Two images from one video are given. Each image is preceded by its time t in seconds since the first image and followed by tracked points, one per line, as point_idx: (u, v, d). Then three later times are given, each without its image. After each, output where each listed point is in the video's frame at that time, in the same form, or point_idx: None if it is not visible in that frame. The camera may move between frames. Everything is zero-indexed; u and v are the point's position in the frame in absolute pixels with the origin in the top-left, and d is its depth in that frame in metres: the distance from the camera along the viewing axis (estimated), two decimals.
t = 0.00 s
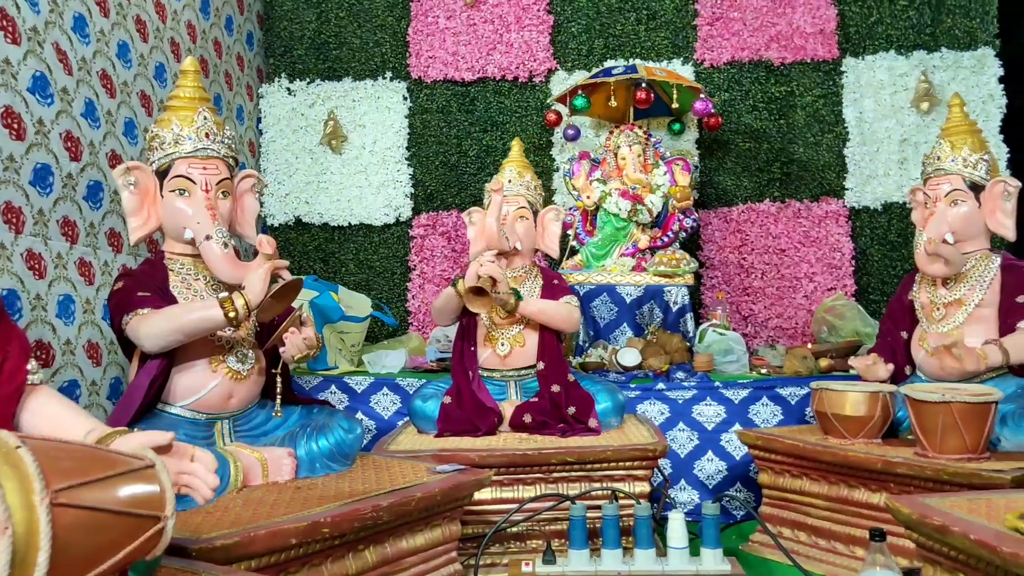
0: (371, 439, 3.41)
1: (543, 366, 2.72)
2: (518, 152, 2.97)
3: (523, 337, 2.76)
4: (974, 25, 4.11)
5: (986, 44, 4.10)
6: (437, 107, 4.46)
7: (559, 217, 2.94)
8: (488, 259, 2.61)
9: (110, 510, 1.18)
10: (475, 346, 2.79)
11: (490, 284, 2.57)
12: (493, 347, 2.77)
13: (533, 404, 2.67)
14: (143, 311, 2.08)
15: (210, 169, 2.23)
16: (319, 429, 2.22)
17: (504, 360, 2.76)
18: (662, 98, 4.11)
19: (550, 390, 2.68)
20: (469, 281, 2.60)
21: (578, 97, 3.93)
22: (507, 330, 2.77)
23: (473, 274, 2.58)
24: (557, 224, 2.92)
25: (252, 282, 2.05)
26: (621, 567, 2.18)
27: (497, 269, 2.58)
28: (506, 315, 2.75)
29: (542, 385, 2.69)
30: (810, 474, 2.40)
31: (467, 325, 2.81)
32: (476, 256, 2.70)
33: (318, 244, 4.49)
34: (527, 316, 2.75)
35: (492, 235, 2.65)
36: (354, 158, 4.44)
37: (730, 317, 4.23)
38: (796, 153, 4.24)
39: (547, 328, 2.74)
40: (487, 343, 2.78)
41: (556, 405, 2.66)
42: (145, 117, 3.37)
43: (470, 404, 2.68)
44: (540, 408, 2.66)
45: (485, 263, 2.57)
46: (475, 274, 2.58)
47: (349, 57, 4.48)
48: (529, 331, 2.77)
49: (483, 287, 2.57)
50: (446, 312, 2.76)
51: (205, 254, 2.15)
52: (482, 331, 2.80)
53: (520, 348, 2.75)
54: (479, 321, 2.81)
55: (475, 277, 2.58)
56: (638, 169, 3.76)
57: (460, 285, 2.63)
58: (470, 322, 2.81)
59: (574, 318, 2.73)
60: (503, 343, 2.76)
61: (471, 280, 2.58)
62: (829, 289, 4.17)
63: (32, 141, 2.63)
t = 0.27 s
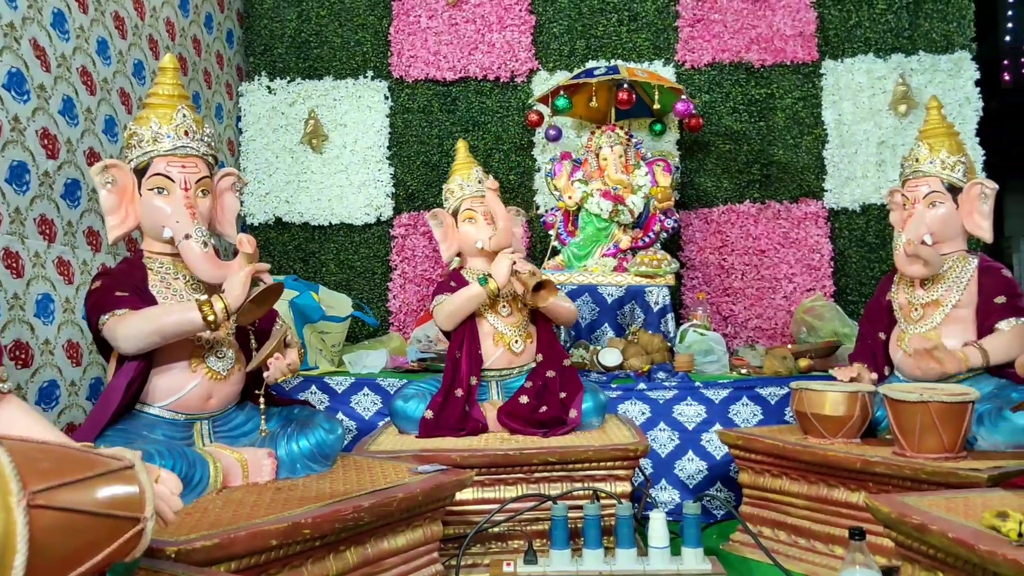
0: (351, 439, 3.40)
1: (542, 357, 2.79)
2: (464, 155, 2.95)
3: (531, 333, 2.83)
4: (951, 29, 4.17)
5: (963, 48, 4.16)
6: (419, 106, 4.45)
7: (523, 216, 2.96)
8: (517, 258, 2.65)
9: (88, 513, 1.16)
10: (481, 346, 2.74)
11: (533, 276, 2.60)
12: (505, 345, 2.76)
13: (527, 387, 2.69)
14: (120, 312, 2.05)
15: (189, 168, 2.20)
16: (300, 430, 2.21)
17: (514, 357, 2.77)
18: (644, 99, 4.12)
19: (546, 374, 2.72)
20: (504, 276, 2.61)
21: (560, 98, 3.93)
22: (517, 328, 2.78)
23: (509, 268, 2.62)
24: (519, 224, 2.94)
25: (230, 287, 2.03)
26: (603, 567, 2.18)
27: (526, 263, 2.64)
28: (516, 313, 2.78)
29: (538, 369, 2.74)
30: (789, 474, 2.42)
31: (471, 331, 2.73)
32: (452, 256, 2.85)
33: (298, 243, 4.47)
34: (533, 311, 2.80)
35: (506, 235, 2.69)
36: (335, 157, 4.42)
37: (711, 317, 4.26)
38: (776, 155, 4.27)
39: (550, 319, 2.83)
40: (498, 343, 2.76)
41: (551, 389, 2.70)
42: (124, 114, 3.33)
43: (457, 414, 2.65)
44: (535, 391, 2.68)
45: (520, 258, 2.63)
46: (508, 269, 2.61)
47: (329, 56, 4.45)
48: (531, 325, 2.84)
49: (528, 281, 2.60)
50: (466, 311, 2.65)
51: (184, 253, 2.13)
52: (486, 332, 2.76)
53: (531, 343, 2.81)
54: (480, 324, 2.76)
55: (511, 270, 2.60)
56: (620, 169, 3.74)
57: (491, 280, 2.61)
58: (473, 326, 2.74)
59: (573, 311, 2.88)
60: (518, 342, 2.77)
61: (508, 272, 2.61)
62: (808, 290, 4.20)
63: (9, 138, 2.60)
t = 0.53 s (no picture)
0: (331, 439, 3.38)
1: (510, 364, 2.74)
2: (472, 151, 2.96)
3: (492, 337, 2.75)
4: (927, 32, 4.22)
5: (938, 50, 4.21)
6: (399, 105, 4.43)
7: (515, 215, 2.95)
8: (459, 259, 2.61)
9: (61, 514, 1.15)
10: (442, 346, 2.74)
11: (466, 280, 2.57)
12: (461, 347, 2.75)
13: (498, 401, 2.66)
14: (93, 315, 2.03)
15: (164, 165, 2.18)
16: (279, 430, 2.18)
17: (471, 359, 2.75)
18: (624, 99, 4.13)
19: (516, 387, 2.68)
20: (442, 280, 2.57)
21: (541, 97, 3.93)
22: (476, 330, 2.74)
23: (448, 272, 2.56)
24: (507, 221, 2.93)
25: (206, 299, 2.00)
26: (583, 566, 2.18)
27: (472, 268, 2.60)
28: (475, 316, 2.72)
29: (509, 381, 2.70)
30: (768, 473, 2.43)
31: (435, 325, 2.75)
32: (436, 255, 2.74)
33: (277, 242, 4.43)
34: (496, 317, 2.74)
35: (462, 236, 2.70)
36: (313, 156, 4.39)
37: (690, 317, 4.28)
38: (755, 156, 4.30)
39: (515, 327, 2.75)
40: (454, 344, 2.75)
41: (522, 402, 2.67)
42: (102, 111, 3.29)
43: (434, 409, 2.66)
44: (505, 406, 2.66)
45: (459, 262, 2.57)
46: (448, 273, 2.56)
47: (308, 54, 4.42)
48: (496, 332, 2.78)
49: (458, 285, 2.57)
50: (417, 311, 2.70)
51: (161, 251, 2.11)
52: (448, 331, 2.76)
53: (488, 348, 2.75)
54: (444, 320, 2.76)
55: (450, 276, 2.56)
56: (600, 169, 3.76)
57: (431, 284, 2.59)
58: (437, 322, 2.75)
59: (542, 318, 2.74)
60: (472, 344, 2.74)
61: (446, 278, 2.56)
62: (787, 290, 4.23)
63: None
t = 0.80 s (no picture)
0: (309, 440, 3.38)
1: (471, 372, 2.72)
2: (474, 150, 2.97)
3: (448, 342, 2.74)
4: (902, 36, 4.27)
5: (913, 54, 4.26)
6: (377, 105, 4.41)
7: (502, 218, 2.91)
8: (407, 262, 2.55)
9: (28, 518, 1.13)
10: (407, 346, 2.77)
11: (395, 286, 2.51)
12: (418, 347, 2.77)
13: (468, 412, 2.66)
14: (61, 321, 2.00)
15: (139, 164, 2.16)
16: (255, 431, 2.16)
17: (428, 361, 2.75)
18: (603, 100, 4.14)
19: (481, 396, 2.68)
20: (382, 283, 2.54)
21: (520, 98, 3.93)
22: (432, 332, 2.75)
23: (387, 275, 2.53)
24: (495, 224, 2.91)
25: (179, 312, 1.97)
26: (561, 567, 2.18)
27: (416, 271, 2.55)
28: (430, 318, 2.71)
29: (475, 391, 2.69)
30: (745, 472, 2.45)
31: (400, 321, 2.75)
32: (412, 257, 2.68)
33: (254, 243, 4.40)
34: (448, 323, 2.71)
35: (416, 237, 2.62)
36: (291, 156, 4.36)
37: (668, 318, 4.29)
38: (733, 157, 4.32)
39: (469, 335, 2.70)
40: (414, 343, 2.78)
41: (493, 411, 2.66)
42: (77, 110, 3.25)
43: (410, 399, 2.66)
44: (476, 418, 2.65)
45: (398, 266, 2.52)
46: (387, 277, 2.52)
47: (286, 54, 4.39)
48: (454, 337, 2.75)
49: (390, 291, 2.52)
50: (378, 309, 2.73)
51: (135, 252, 2.08)
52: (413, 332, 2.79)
53: (443, 352, 2.74)
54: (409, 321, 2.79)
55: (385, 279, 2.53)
56: (579, 170, 3.76)
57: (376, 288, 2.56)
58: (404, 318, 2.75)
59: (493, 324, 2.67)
60: (426, 346, 2.75)
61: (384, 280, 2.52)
62: (764, 291, 4.26)
63: None
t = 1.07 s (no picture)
0: (283, 442, 3.37)
1: (470, 363, 2.74)
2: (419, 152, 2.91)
3: (456, 336, 2.77)
4: (875, 39, 4.32)
5: (885, 57, 4.31)
6: (354, 106, 4.39)
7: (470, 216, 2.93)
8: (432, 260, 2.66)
9: None
10: (403, 349, 2.73)
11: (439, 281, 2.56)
12: (427, 348, 2.73)
13: (455, 397, 2.66)
14: (39, 312, 2.00)
15: (108, 165, 2.12)
16: (229, 433, 2.13)
17: (439, 361, 2.74)
18: (579, 101, 4.14)
19: (476, 384, 2.68)
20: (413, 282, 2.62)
21: (497, 99, 3.93)
22: (441, 331, 2.74)
23: (419, 274, 2.63)
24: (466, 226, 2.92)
25: (160, 283, 1.97)
26: (538, 567, 2.18)
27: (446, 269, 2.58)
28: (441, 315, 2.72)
29: (468, 378, 2.70)
30: (720, 472, 2.46)
31: (393, 329, 2.74)
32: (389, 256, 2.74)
33: (229, 243, 4.36)
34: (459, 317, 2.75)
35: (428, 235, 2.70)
36: (267, 155, 4.33)
37: (645, 319, 4.31)
38: (708, 159, 4.35)
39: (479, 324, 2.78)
40: (419, 346, 2.73)
41: (481, 399, 2.66)
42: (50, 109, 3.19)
43: (391, 415, 2.63)
44: (462, 402, 2.65)
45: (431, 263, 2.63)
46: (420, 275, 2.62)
47: (262, 53, 4.35)
48: (459, 330, 2.79)
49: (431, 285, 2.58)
50: (381, 313, 2.67)
51: (99, 254, 2.05)
52: (410, 336, 2.74)
53: (454, 348, 2.76)
54: (404, 325, 2.75)
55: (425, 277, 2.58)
56: (555, 171, 3.77)
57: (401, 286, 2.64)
58: (396, 325, 2.74)
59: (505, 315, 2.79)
60: (438, 344, 2.74)
61: (418, 278, 2.62)
62: (739, 291, 4.29)
63: None
